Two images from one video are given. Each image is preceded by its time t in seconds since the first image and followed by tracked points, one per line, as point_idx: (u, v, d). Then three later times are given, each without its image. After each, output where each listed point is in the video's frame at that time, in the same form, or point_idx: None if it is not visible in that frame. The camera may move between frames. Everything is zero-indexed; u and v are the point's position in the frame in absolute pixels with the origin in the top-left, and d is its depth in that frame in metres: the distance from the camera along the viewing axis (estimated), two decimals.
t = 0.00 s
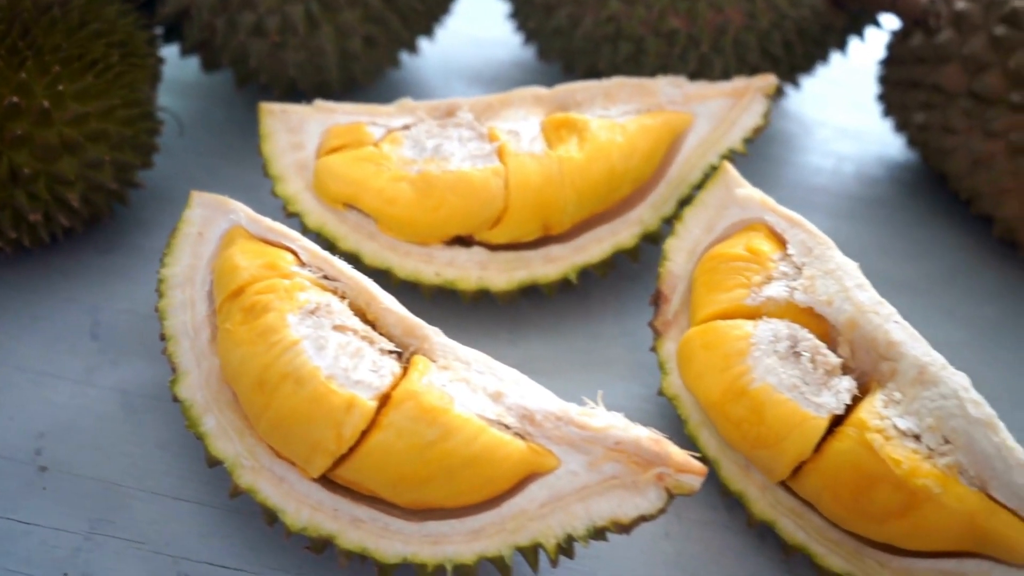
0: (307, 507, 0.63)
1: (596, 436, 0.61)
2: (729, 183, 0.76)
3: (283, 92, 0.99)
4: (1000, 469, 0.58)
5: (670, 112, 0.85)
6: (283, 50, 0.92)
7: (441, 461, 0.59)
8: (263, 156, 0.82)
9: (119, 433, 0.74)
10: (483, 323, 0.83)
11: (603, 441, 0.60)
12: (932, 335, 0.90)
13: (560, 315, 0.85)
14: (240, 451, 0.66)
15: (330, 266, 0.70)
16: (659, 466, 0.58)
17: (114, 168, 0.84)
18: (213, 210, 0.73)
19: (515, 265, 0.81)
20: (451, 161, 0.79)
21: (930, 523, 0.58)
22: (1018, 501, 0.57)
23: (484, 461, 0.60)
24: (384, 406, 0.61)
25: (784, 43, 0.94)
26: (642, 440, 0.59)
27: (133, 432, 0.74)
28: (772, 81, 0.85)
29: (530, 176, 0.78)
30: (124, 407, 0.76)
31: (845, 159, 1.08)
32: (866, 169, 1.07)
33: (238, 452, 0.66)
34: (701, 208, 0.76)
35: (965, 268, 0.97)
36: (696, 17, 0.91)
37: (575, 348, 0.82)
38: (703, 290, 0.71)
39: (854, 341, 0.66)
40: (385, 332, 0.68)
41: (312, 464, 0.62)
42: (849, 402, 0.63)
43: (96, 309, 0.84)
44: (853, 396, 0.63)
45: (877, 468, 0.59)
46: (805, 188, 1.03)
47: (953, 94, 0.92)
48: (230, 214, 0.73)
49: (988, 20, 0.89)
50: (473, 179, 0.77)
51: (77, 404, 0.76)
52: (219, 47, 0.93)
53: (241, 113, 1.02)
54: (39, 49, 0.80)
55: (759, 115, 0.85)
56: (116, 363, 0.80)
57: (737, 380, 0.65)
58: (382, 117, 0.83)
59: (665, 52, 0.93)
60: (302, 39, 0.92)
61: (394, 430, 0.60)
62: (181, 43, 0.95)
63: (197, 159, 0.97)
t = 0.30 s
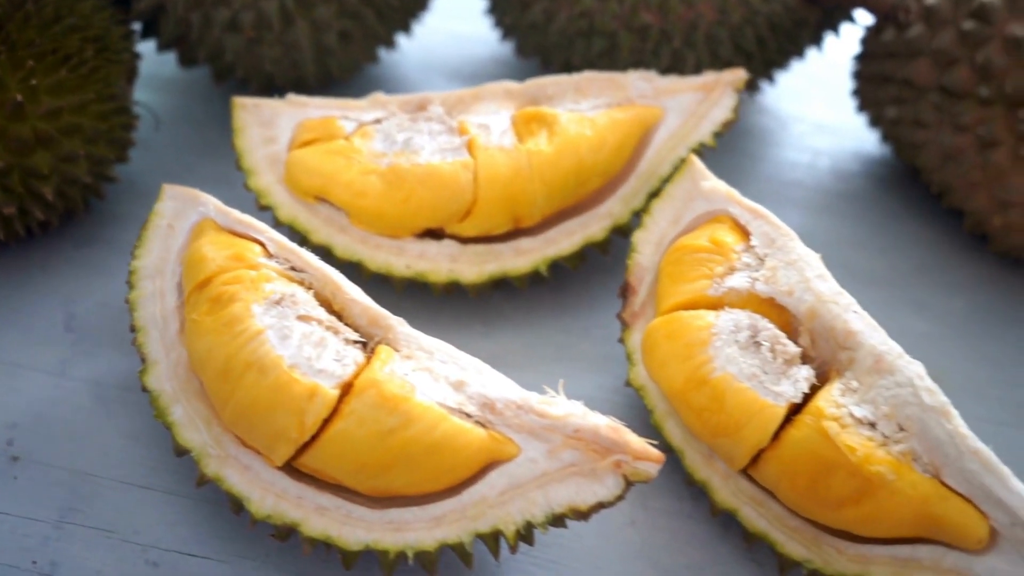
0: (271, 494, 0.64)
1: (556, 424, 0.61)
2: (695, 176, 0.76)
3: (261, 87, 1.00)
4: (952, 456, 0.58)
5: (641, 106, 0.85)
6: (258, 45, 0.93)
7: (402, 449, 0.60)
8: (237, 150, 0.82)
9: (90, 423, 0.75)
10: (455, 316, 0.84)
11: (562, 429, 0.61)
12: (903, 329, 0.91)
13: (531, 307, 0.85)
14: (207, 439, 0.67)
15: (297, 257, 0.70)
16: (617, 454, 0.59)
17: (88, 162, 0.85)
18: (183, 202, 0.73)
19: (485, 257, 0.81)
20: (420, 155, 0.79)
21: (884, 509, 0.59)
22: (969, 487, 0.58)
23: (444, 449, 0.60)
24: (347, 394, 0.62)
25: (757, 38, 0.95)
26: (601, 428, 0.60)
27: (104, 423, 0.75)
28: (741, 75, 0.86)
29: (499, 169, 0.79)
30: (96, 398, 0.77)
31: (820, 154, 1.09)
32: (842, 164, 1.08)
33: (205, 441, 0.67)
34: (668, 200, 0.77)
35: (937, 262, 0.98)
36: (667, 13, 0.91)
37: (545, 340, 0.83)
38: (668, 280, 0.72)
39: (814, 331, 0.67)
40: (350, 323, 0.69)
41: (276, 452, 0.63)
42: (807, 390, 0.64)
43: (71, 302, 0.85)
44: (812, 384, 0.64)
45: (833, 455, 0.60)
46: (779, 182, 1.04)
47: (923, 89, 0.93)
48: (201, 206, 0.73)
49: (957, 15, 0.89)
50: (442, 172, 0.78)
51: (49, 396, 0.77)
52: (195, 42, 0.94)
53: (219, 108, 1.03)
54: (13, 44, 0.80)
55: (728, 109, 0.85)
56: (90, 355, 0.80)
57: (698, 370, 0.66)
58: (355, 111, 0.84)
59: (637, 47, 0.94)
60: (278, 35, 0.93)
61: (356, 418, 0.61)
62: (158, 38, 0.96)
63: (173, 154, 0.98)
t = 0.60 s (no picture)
0: (238, 483, 0.64)
1: (517, 413, 0.62)
2: (662, 169, 0.77)
3: (239, 84, 1.00)
4: (908, 444, 0.59)
5: (612, 101, 0.86)
6: (235, 41, 0.94)
7: (365, 437, 0.61)
8: (211, 143, 0.83)
9: (63, 414, 0.75)
10: (428, 309, 0.84)
11: (524, 418, 0.62)
12: (874, 322, 0.92)
13: (504, 301, 0.86)
14: (175, 429, 0.67)
15: (266, 249, 0.71)
16: (577, 442, 0.60)
17: (64, 157, 0.85)
18: (155, 195, 0.74)
19: (458, 250, 0.82)
20: (392, 149, 0.80)
21: (841, 496, 0.60)
22: (924, 474, 0.59)
23: (406, 438, 0.61)
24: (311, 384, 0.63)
25: (730, 34, 0.96)
26: (561, 417, 0.61)
27: (77, 414, 0.76)
28: (712, 70, 0.87)
29: (470, 163, 0.79)
30: (69, 390, 0.78)
31: (797, 150, 1.10)
32: (818, 159, 1.09)
33: (173, 430, 0.67)
34: (636, 193, 0.78)
35: (910, 256, 0.98)
36: (640, 9, 0.92)
37: (517, 332, 0.84)
38: (634, 272, 0.73)
39: (776, 322, 0.68)
40: (318, 314, 0.69)
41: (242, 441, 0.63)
42: (767, 380, 0.64)
43: (48, 295, 0.85)
44: (772, 373, 0.65)
45: (790, 443, 0.60)
46: (756, 177, 1.05)
47: (895, 84, 0.94)
48: (172, 199, 0.74)
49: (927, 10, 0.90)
50: (413, 166, 0.79)
51: (22, 387, 0.77)
52: (172, 38, 0.94)
53: (198, 104, 1.04)
54: None
55: (699, 104, 0.86)
56: (65, 347, 0.81)
57: (661, 360, 0.67)
58: (328, 106, 0.85)
59: (611, 42, 0.95)
60: (254, 31, 0.93)
61: (319, 407, 0.61)
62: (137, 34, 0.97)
63: (151, 150, 0.98)
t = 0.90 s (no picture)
0: (206, 473, 0.65)
1: (481, 403, 0.63)
2: (631, 163, 0.78)
3: (218, 79, 1.01)
4: (866, 433, 0.60)
5: (585, 95, 0.87)
6: (213, 36, 0.94)
7: (329, 426, 0.62)
8: (186, 138, 0.84)
9: (37, 406, 0.76)
10: (402, 302, 0.85)
11: (487, 408, 0.63)
12: (847, 316, 0.92)
13: (478, 294, 0.87)
14: (145, 420, 0.68)
15: (235, 241, 0.72)
16: (539, 431, 0.61)
17: (41, 151, 0.86)
18: (128, 188, 0.74)
19: (432, 244, 0.83)
20: (364, 143, 0.81)
21: (800, 484, 0.60)
22: (882, 462, 0.59)
23: (371, 427, 0.62)
24: (277, 374, 0.64)
25: (705, 29, 0.96)
26: (524, 406, 0.61)
27: (50, 406, 0.76)
28: (685, 65, 0.87)
29: (442, 157, 0.80)
30: (43, 382, 0.78)
31: (774, 146, 1.10)
32: (795, 155, 1.09)
33: (143, 421, 0.68)
34: (606, 186, 0.78)
35: (884, 251, 0.99)
36: (614, 5, 0.93)
37: (490, 325, 0.84)
38: (602, 264, 0.73)
39: (740, 313, 0.68)
40: (287, 305, 0.70)
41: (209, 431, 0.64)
42: (730, 370, 0.65)
43: (24, 288, 0.86)
44: (735, 364, 0.65)
45: (750, 432, 0.61)
46: (733, 173, 1.05)
47: (869, 79, 0.94)
48: (145, 192, 0.75)
49: (899, 6, 0.91)
50: (385, 160, 0.79)
51: None
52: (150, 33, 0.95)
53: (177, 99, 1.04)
54: None
55: (671, 99, 0.87)
56: (41, 340, 0.81)
57: (626, 351, 0.67)
58: (303, 100, 0.85)
59: (587, 37, 0.95)
60: (232, 26, 0.94)
61: (285, 397, 0.62)
62: (115, 29, 0.97)
63: (130, 145, 0.99)
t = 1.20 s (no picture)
0: (177, 464, 0.65)
1: (448, 393, 0.63)
2: (603, 157, 0.78)
3: (198, 75, 1.01)
4: (828, 422, 0.60)
5: (560, 90, 0.87)
6: (192, 32, 0.95)
7: (298, 417, 0.62)
8: (164, 133, 0.84)
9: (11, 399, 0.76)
10: (378, 296, 0.85)
11: (454, 398, 0.63)
12: (823, 310, 0.93)
13: (454, 288, 0.87)
14: (118, 412, 0.68)
15: (208, 234, 0.72)
16: (505, 422, 0.61)
17: (19, 146, 0.86)
18: (103, 182, 0.75)
19: (408, 238, 0.83)
20: (340, 138, 0.82)
21: (764, 473, 0.61)
22: (844, 452, 0.60)
23: (339, 418, 0.62)
24: (246, 365, 0.64)
25: (682, 25, 0.97)
26: (491, 397, 0.62)
27: (25, 399, 0.76)
28: (660, 60, 0.88)
29: (416, 151, 0.81)
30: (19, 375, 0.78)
31: (754, 141, 1.11)
32: (775, 151, 1.10)
33: (116, 412, 0.68)
34: (579, 180, 0.79)
35: (860, 246, 0.99)
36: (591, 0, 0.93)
37: (466, 318, 0.85)
38: (573, 257, 0.74)
39: (708, 304, 0.69)
40: (259, 298, 0.71)
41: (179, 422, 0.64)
42: (696, 361, 0.66)
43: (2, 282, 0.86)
44: (702, 355, 0.66)
45: (715, 422, 0.61)
46: (712, 168, 1.06)
47: (845, 74, 0.95)
48: (120, 186, 0.75)
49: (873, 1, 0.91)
50: (360, 154, 0.80)
51: None
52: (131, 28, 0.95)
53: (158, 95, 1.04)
54: None
55: (646, 94, 0.87)
56: (17, 333, 0.82)
57: (595, 342, 0.68)
58: (280, 96, 0.86)
59: (564, 33, 0.96)
60: (211, 23, 0.94)
61: (253, 387, 0.63)
62: (96, 25, 0.98)
63: (110, 140, 0.99)
